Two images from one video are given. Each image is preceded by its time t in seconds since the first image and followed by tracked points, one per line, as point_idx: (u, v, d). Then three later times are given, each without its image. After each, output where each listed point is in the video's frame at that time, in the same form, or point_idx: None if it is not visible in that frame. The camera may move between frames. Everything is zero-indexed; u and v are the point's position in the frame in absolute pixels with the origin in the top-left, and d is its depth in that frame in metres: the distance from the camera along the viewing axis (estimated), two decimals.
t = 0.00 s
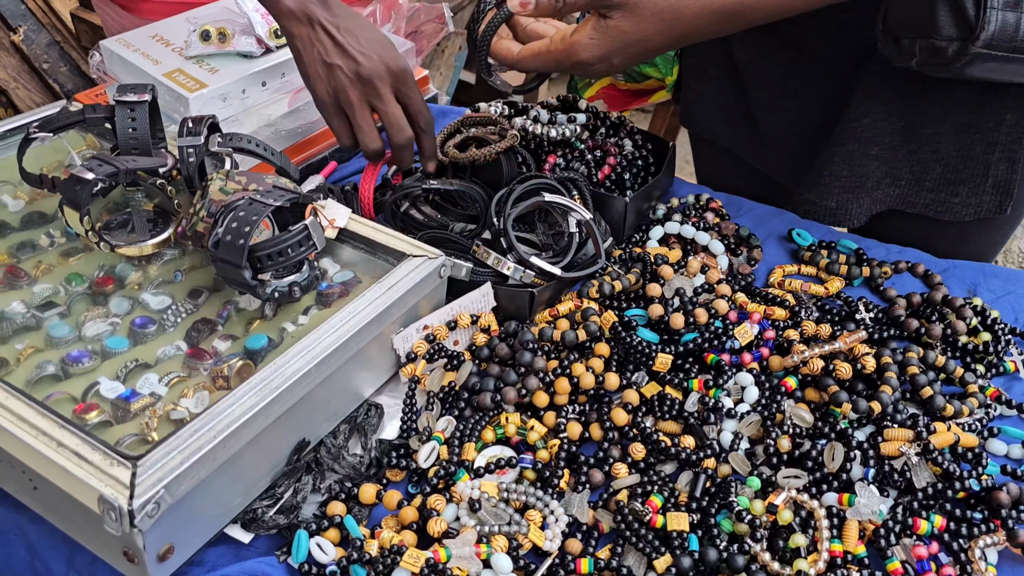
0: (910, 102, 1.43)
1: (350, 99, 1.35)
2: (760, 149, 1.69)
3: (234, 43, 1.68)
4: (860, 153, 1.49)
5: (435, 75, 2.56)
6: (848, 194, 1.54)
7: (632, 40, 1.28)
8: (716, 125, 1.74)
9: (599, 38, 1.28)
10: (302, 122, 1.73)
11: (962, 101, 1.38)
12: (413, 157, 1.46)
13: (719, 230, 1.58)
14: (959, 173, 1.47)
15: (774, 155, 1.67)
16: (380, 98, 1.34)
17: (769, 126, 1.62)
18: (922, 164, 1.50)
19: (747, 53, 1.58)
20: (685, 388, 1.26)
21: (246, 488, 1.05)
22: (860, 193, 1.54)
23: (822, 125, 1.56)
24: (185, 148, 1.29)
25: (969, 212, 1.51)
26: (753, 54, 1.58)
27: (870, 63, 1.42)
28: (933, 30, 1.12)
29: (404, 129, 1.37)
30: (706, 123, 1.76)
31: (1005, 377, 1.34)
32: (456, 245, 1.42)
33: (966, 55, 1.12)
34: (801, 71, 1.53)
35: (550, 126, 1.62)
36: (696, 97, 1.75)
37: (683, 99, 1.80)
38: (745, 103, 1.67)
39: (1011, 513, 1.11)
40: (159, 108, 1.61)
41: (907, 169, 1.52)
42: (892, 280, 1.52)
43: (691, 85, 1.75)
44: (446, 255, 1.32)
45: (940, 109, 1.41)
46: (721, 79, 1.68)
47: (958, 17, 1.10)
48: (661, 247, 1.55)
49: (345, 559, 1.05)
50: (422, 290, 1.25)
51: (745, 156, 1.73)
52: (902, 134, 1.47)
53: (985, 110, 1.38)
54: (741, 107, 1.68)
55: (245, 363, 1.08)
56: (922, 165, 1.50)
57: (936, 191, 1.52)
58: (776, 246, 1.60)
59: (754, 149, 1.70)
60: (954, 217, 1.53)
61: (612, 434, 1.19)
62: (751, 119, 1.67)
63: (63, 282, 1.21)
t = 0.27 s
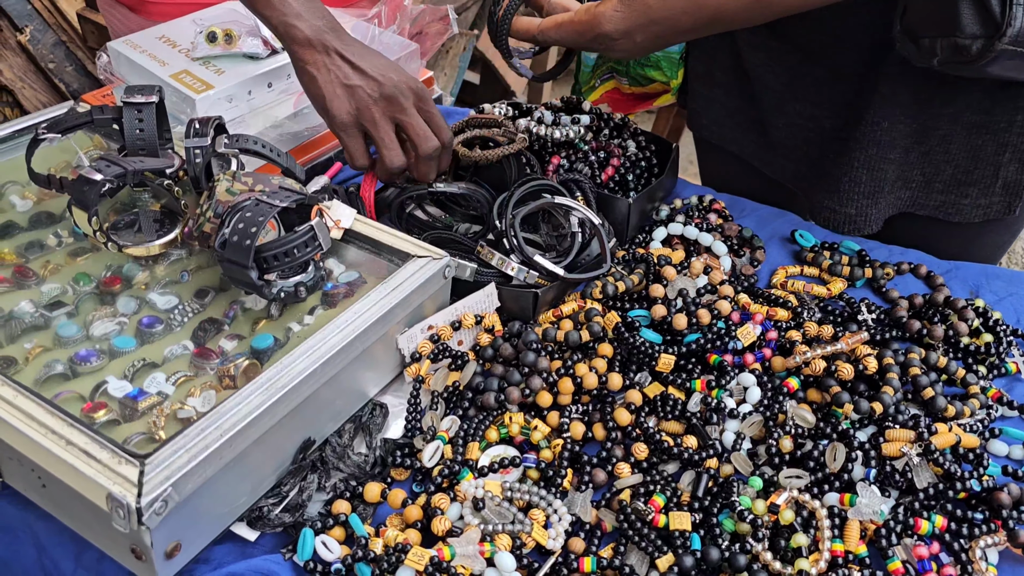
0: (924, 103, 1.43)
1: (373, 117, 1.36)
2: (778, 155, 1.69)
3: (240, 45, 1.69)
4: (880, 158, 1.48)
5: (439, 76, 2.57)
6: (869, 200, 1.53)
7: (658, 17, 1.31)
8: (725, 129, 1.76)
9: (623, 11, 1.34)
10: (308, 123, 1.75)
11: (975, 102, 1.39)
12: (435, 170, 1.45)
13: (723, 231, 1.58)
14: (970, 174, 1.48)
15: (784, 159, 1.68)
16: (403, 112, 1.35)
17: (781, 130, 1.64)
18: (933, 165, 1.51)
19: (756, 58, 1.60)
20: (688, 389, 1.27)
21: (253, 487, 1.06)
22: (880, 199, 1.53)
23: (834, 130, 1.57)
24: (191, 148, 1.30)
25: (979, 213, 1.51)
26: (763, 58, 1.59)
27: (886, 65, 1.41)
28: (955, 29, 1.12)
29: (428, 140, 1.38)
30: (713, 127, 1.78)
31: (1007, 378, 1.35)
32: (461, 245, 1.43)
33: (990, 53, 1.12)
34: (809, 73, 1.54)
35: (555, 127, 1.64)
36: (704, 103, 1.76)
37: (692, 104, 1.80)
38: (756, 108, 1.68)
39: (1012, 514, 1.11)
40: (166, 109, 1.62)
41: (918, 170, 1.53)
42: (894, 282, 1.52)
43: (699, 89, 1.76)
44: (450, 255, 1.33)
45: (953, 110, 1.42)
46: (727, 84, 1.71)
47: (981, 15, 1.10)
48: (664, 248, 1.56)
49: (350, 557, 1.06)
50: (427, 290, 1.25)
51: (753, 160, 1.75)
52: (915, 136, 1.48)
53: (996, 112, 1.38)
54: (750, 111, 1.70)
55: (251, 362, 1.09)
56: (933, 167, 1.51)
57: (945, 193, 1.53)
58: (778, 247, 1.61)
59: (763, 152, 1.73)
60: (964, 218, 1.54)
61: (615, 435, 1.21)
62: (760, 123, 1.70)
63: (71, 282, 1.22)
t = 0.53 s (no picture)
0: (936, 99, 1.42)
1: (330, 44, 1.17)
2: (783, 157, 1.69)
3: (241, 41, 1.70)
4: (892, 157, 1.47)
5: (441, 73, 2.56)
6: (881, 201, 1.52)
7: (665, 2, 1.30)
8: (733, 131, 1.77)
9: None
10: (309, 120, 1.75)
11: (985, 99, 1.38)
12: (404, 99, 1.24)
13: (724, 229, 1.58)
14: (976, 172, 1.47)
15: (788, 159, 1.68)
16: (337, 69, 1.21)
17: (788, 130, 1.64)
18: (941, 163, 1.49)
19: (762, 56, 1.61)
20: (687, 386, 1.27)
21: (252, 483, 1.06)
22: (892, 199, 1.52)
23: (840, 129, 1.57)
24: (192, 145, 1.30)
25: (986, 211, 1.51)
26: (768, 57, 1.60)
27: (896, 63, 1.40)
28: (965, 23, 1.11)
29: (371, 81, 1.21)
30: (720, 127, 1.79)
31: (1008, 377, 1.35)
32: (462, 242, 1.43)
33: (1001, 47, 1.12)
34: (816, 71, 1.55)
35: (555, 125, 1.63)
36: (711, 103, 1.78)
37: (696, 103, 1.81)
38: (762, 109, 1.69)
39: (1012, 512, 1.11)
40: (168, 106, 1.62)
41: (926, 168, 1.51)
42: (895, 280, 1.52)
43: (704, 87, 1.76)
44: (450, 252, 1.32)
45: (963, 108, 1.41)
46: (732, 83, 1.74)
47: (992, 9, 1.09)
48: (665, 245, 1.56)
49: (349, 553, 1.06)
50: (426, 287, 1.25)
51: (757, 161, 1.76)
52: (924, 133, 1.47)
53: (1003, 110, 1.38)
54: (755, 111, 1.72)
55: (250, 359, 1.09)
56: (941, 164, 1.49)
57: (953, 191, 1.51)
58: (779, 245, 1.61)
59: (772, 155, 1.72)
60: (971, 217, 1.53)
61: (614, 432, 1.21)
62: (766, 121, 1.70)
63: (71, 278, 1.22)
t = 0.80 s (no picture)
0: (944, 96, 1.41)
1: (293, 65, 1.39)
2: (790, 155, 1.68)
3: (243, 38, 1.69)
4: (900, 155, 1.46)
5: (445, 69, 2.56)
6: (890, 199, 1.52)
7: None
8: (738, 129, 1.77)
9: None
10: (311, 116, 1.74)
11: (994, 96, 1.36)
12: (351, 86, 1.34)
13: (727, 227, 1.57)
14: (984, 170, 1.45)
15: (794, 158, 1.68)
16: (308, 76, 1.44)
17: (795, 128, 1.64)
18: (948, 161, 1.48)
19: (768, 53, 1.60)
20: (690, 385, 1.26)
21: (253, 481, 1.06)
22: (900, 197, 1.51)
23: (847, 128, 1.56)
24: (194, 142, 1.29)
25: (993, 210, 1.49)
26: (775, 55, 1.60)
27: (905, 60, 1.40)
28: (975, 20, 1.10)
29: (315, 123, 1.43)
30: (726, 126, 1.80)
31: (1013, 377, 1.33)
32: (463, 240, 1.43)
33: (1012, 44, 1.10)
34: (822, 70, 1.54)
35: (559, 122, 1.62)
36: (718, 101, 1.79)
37: (703, 101, 1.83)
38: (768, 106, 1.68)
39: (1016, 513, 1.10)
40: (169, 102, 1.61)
41: (933, 166, 1.50)
42: (899, 279, 1.51)
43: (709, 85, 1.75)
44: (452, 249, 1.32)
45: (971, 105, 1.40)
46: (738, 83, 1.73)
47: (1002, 5, 1.08)
48: (668, 243, 1.55)
49: (350, 552, 1.06)
50: (428, 285, 1.25)
51: (763, 159, 1.76)
52: (931, 130, 1.46)
53: (1013, 108, 1.35)
54: (762, 110, 1.71)
55: (251, 356, 1.09)
56: (948, 162, 1.48)
57: (959, 189, 1.50)
58: (783, 243, 1.60)
59: (779, 154, 1.72)
60: (978, 216, 1.51)
61: (616, 431, 1.20)
62: (772, 120, 1.69)
63: (73, 275, 1.22)
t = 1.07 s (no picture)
0: (953, 93, 1.39)
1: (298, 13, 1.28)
2: (796, 154, 1.68)
3: (246, 33, 1.67)
4: (909, 154, 1.45)
5: (448, 66, 2.55)
6: (898, 198, 1.51)
7: None
8: (744, 128, 1.77)
9: None
10: (313, 112, 1.74)
11: (1002, 94, 1.35)
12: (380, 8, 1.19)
13: (731, 224, 1.56)
14: (992, 168, 1.44)
15: (801, 157, 1.67)
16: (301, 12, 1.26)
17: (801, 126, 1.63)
18: (955, 159, 1.47)
19: (774, 51, 1.60)
20: (693, 383, 1.26)
21: (253, 478, 1.06)
22: (908, 195, 1.50)
23: (855, 125, 1.55)
24: (196, 138, 1.29)
25: (1001, 208, 1.48)
26: (781, 53, 1.60)
27: (914, 58, 1.39)
28: (985, 16, 1.09)
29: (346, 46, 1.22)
30: (731, 124, 1.79)
31: (1019, 376, 1.33)
32: (466, 237, 1.42)
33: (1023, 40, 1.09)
34: (828, 69, 1.54)
35: (562, 118, 1.62)
36: (723, 99, 1.78)
37: (708, 100, 1.82)
38: (774, 104, 1.68)
39: (1022, 513, 1.09)
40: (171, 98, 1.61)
41: (940, 164, 1.49)
42: (904, 277, 1.50)
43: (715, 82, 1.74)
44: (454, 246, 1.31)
45: (979, 103, 1.38)
46: (744, 81, 1.73)
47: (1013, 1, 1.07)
48: (672, 240, 1.54)
49: (350, 550, 1.05)
50: (430, 282, 1.24)
51: (769, 158, 1.75)
52: (938, 128, 1.45)
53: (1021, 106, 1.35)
54: (768, 108, 1.70)
55: (253, 354, 1.08)
56: (955, 160, 1.47)
57: (966, 187, 1.49)
58: (787, 241, 1.59)
59: (785, 153, 1.71)
60: (985, 214, 1.50)
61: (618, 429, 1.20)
62: (778, 118, 1.69)
63: (74, 271, 1.22)
